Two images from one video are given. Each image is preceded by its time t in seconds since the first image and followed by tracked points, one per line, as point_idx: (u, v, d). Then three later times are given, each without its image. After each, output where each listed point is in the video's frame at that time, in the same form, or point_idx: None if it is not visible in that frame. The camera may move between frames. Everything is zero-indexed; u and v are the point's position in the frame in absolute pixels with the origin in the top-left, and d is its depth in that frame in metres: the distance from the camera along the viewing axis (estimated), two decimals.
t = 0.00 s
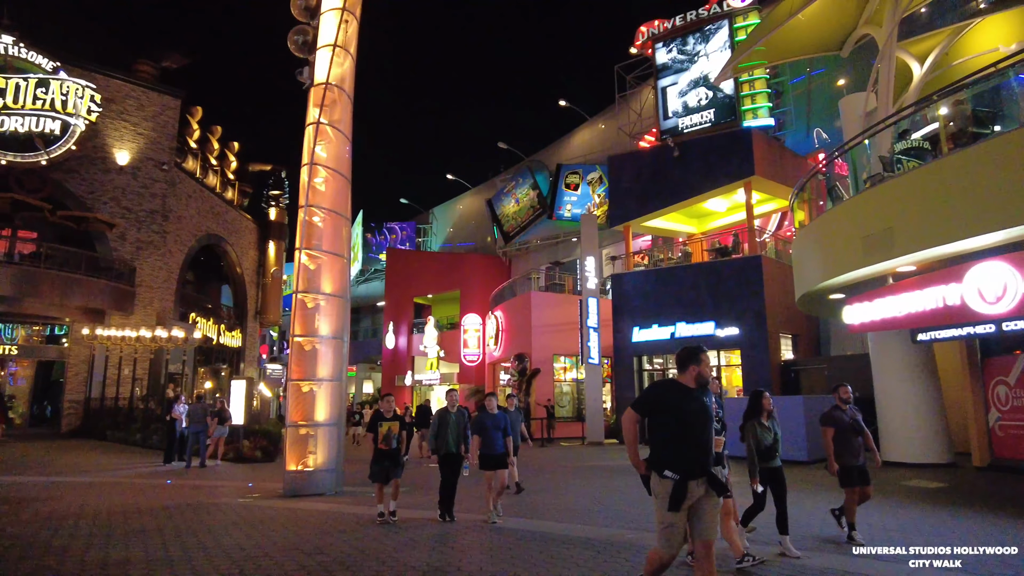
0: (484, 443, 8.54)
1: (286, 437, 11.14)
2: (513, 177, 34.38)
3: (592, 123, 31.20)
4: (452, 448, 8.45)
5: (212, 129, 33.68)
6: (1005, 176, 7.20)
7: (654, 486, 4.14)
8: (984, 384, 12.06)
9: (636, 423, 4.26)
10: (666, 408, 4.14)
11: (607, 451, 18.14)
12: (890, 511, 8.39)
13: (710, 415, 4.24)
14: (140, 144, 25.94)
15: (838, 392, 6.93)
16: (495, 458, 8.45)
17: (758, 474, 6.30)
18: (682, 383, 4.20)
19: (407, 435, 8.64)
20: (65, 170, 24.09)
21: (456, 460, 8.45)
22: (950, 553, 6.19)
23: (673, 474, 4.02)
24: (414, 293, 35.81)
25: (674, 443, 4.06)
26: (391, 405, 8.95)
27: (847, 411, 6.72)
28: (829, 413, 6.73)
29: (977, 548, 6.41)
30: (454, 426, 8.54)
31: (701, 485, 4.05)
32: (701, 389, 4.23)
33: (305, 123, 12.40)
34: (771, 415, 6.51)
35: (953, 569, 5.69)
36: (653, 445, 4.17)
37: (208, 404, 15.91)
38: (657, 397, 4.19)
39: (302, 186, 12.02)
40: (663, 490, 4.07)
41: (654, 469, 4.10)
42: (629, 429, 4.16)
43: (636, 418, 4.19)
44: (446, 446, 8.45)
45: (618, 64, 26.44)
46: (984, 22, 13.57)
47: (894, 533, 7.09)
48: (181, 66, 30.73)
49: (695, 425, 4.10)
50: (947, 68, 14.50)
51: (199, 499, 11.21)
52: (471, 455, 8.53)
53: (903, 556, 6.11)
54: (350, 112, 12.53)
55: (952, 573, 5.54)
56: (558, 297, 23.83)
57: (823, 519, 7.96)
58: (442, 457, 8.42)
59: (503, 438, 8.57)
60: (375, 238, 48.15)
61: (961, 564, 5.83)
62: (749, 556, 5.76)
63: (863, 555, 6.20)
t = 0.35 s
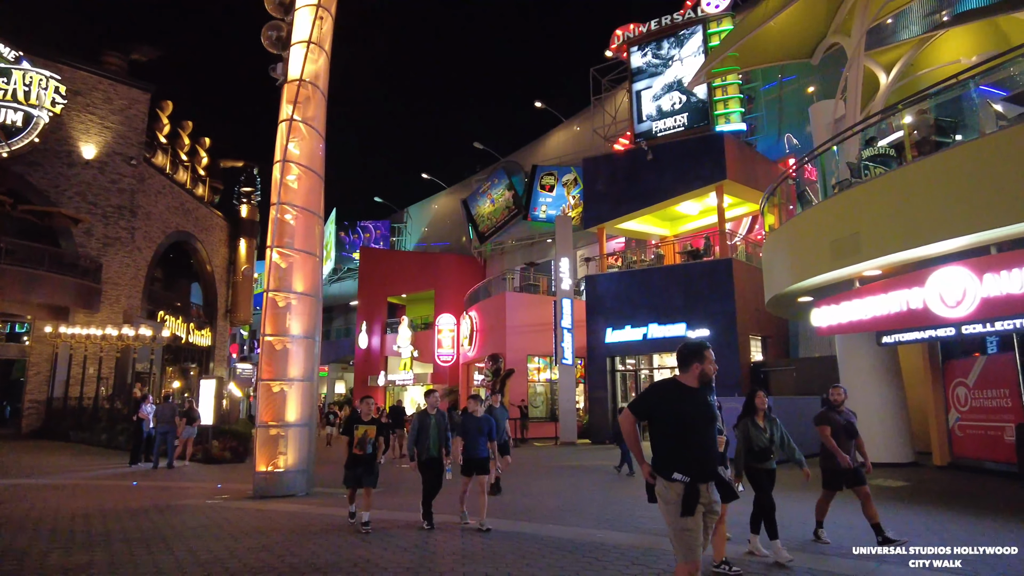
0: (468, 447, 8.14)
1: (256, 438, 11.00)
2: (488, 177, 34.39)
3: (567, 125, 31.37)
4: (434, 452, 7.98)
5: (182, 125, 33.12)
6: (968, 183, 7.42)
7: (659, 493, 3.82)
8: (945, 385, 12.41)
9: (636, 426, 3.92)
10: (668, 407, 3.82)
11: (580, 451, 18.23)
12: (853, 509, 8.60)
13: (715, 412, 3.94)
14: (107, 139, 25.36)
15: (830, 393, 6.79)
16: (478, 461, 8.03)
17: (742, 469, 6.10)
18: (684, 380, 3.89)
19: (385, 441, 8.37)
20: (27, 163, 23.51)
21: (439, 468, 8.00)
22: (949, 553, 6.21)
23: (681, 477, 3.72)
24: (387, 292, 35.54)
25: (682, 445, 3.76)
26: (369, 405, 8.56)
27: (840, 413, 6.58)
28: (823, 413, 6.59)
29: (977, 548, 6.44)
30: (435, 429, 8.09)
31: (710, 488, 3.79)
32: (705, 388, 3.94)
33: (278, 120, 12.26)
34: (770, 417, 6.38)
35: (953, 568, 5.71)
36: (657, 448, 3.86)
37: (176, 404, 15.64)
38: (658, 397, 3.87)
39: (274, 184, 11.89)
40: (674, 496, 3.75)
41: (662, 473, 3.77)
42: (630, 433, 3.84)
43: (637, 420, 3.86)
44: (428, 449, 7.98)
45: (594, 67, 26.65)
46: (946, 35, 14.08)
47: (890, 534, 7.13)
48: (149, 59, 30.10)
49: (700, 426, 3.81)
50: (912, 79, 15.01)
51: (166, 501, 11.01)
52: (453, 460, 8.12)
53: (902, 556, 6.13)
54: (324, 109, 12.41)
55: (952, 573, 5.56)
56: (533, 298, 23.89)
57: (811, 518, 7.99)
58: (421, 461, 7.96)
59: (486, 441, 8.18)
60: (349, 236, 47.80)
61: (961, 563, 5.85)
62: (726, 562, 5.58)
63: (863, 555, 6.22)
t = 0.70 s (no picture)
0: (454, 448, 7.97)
1: (230, 441, 10.84)
2: (467, 179, 34.37)
3: (546, 128, 31.49)
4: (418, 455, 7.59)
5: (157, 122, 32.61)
6: (937, 190, 7.60)
7: (667, 499, 3.45)
8: (913, 390, 12.74)
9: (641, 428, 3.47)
10: (676, 404, 3.46)
11: (557, 454, 18.28)
12: (823, 511, 8.74)
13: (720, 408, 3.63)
14: (78, 136, 24.86)
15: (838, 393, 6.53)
16: (464, 463, 7.90)
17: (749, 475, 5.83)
18: (687, 374, 3.56)
19: (367, 444, 7.91)
20: None
21: (427, 473, 7.62)
22: (949, 553, 6.34)
23: (694, 481, 3.38)
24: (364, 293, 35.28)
25: (692, 446, 3.42)
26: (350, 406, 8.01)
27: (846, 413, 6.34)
28: (826, 415, 6.39)
29: (977, 548, 6.57)
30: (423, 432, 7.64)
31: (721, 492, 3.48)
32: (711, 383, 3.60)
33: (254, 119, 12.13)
34: (771, 416, 6.15)
35: (952, 568, 5.85)
36: (666, 452, 3.46)
37: (147, 406, 15.36)
38: (666, 393, 3.50)
39: (250, 183, 11.75)
40: (688, 501, 3.39)
41: (675, 478, 3.39)
42: (636, 437, 3.42)
43: (642, 420, 3.43)
44: (416, 456, 7.60)
45: (573, 71, 26.80)
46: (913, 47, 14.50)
47: (887, 534, 7.27)
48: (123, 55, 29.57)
49: (712, 427, 3.49)
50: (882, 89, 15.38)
51: (137, 505, 10.81)
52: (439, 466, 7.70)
53: (903, 556, 6.26)
54: (301, 109, 12.31)
55: (952, 572, 5.69)
56: (511, 300, 23.89)
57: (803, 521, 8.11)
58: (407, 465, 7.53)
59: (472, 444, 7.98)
60: (326, 237, 47.41)
61: (960, 563, 5.97)
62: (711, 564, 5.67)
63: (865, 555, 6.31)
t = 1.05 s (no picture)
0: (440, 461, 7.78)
1: (205, 449, 10.69)
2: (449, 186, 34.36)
3: (528, 136, 31.60)
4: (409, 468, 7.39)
5: (134, 125, 32.18)
6: (909, 203, 7.78)
7: (678, 517, 3.38)
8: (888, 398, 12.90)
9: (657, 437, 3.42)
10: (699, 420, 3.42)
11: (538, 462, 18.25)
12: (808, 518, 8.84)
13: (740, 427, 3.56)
14: (51, 138, 24.41)
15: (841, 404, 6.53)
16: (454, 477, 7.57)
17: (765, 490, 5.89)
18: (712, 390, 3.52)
19: (348, 453, 7.80)
20: None
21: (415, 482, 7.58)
22: (949, 553, 6.67)
23: (712, 501, 3.31)
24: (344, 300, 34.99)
25: (713, 465, 3.35)
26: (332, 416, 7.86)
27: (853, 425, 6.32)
28: (831, 427, 6.41)
29: (978, 548, 6.89)
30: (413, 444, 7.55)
31: (740, 514, 3.39)
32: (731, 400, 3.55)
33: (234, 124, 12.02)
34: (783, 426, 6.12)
35: (951, 568, 6.17)
36: (687, 468, 3.39)
37: (121, 414, 15.09)
38: (688, 405, 3.45)
39: (229, 189, 11.64)
40: (703, 522, 3.31)
41: (691, 496, 3.34)
42: (655, 445, 3.36)
43: (661, 432, 3.39)
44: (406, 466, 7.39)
45: (555, 81, 26.97)
46: (887, 65, 14.80)
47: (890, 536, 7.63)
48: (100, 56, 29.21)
49: (732, 442, 3.44)
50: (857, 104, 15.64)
51: (111, 515, 10.60)
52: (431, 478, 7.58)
53: (905, 557, 6.62)
54: (282, 114, 12.23)
55: (951, 572, 6.01)
56: (492, 308, 23.86)
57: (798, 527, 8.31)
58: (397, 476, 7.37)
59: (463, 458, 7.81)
60: (306, 243, 47.03)
61: (959, 563, 6.29)
62: None
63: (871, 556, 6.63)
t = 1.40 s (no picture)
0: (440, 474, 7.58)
1: (185, 459, 10.54)
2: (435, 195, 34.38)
3: (513, 146, 31.74)
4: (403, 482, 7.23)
5: (116, 131, 31.88)
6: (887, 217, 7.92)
7: (725, 521, 3.40)
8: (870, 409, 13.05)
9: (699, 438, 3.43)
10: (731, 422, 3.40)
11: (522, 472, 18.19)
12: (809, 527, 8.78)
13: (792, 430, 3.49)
14: (31, 142, 24.03)
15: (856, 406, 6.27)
16: (455, 491, 7.46)
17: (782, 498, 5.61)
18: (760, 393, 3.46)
19: (340, 468, 7.65)
20: None
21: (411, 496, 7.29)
22: (950, 554, 6.97)
23: (755, 508, 3.29)
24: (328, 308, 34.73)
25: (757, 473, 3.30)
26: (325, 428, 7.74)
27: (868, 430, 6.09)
28: (845, 430, 6.13)
29: (979, 548, 7.21)
30: (408, 456, 7.37)
31: (786, 522, 3.35)
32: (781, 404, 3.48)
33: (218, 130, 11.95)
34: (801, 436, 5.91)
35: (950, 568, 6.47)
36: (730, 470, 3.37)
37: (99, 423, 14.87)
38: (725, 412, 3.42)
39: (212, 196, 11.55)
40: (748, 526, 3.31)
41: (735, 502, 3.33)
42: (695, 452, 3.41)
43: (705, 438, 3.43)
44: (398, 480, 7.24)
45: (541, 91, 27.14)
46: (868, 78, 15.04)
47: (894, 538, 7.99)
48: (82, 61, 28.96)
49: (782, 451, 3.35)
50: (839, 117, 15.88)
51: (86, 527, 10.38)
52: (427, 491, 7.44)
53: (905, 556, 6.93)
54: (267, 121, 12.19)
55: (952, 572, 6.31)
56: (478, 317, 23.84)
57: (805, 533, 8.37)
58: (390, 491, 7.22)
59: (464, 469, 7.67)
60: (290, 250, 46.74)
61: (959, 564, 6.58)
62: None
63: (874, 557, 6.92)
